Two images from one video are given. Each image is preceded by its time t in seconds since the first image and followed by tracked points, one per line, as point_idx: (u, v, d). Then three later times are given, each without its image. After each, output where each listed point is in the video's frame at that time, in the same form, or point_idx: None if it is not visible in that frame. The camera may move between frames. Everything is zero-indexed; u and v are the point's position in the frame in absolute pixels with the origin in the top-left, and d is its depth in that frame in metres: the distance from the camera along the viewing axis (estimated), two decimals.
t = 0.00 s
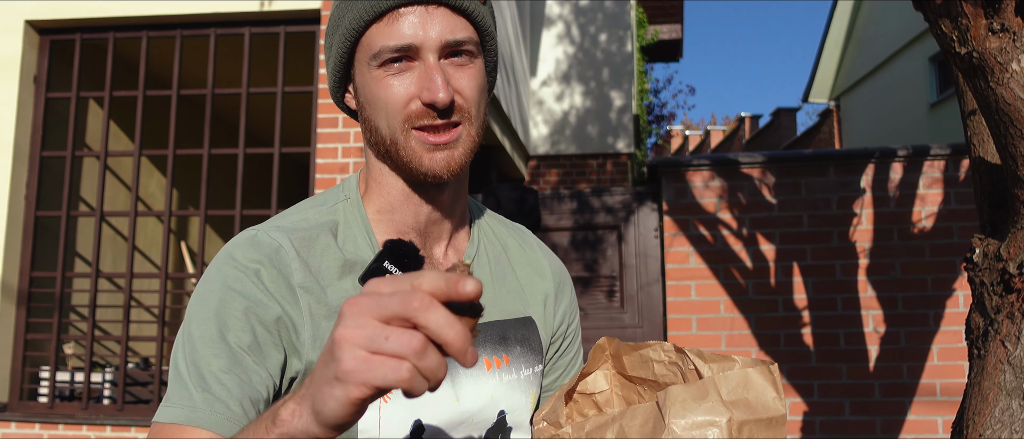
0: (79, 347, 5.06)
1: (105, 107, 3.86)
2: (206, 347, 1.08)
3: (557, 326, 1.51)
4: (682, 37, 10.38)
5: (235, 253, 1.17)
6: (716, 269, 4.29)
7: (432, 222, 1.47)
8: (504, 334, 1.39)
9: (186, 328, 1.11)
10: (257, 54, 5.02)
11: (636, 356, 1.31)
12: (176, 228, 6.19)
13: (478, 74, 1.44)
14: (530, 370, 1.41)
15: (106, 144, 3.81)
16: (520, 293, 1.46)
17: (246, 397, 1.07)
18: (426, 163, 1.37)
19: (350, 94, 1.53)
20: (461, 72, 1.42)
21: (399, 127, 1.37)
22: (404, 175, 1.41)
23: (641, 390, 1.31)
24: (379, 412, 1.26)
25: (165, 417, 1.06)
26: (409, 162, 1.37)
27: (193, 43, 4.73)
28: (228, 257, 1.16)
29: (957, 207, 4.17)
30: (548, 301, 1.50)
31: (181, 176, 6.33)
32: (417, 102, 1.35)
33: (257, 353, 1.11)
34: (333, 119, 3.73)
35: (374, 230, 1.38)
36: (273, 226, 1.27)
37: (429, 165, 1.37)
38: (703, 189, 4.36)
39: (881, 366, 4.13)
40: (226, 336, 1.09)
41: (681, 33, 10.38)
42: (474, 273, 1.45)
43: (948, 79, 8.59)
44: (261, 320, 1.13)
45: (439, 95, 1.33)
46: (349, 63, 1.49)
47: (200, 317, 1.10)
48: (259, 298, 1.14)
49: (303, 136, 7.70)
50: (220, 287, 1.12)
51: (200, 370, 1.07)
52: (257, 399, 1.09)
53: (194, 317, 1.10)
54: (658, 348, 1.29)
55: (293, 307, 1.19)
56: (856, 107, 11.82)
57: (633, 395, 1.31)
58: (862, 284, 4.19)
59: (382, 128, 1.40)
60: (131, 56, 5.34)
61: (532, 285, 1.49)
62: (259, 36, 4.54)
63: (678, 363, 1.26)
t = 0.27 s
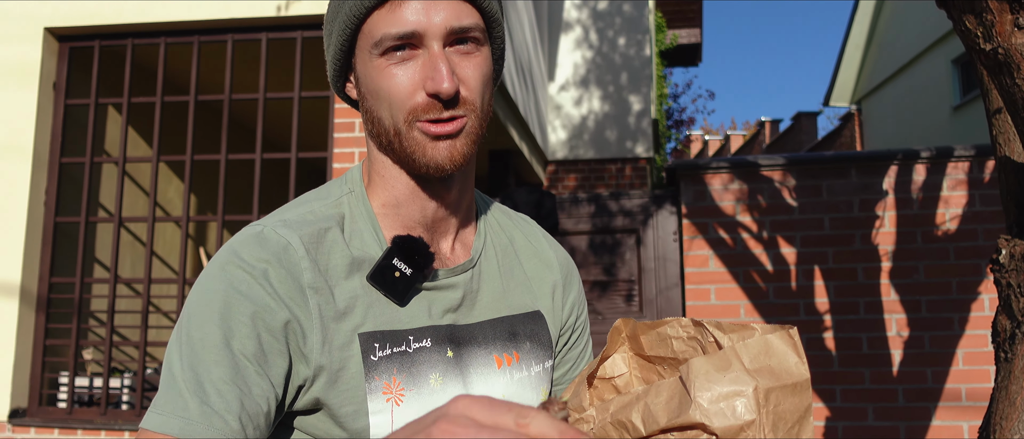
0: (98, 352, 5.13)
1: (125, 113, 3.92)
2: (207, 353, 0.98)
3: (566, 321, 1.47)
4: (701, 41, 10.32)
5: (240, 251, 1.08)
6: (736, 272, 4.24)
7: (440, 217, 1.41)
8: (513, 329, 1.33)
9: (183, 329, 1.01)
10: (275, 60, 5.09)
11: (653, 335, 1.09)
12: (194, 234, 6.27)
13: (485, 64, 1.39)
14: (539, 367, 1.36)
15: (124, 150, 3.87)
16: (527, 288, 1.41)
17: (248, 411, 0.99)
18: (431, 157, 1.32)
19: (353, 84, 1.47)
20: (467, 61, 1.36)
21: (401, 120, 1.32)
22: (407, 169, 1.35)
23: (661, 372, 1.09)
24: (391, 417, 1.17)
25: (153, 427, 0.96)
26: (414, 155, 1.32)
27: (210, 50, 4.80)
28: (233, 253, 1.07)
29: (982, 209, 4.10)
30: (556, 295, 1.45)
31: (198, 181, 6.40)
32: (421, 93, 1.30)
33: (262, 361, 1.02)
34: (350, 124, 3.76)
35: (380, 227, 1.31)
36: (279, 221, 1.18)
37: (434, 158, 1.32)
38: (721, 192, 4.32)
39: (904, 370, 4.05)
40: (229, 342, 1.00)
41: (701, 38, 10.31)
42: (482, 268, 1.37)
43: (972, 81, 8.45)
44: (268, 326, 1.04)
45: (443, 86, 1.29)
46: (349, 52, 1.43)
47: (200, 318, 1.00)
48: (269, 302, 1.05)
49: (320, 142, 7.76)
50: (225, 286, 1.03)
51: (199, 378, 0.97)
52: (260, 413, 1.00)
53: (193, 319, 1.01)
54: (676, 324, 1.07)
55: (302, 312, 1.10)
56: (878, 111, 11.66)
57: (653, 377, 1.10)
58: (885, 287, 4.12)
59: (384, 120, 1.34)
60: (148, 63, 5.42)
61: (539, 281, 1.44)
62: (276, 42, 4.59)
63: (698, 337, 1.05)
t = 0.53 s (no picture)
0: (118, 349, 5.20)
1: (142, 112, 3.96)
2: (201, 367, 1.05)
3: (587, 311, 1.47)
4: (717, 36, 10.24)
5: (241, 259, 1.08)
6: (753, 267, 4.21)
7: (454, 210, 1.40)
8: (530, 323, 1.34)
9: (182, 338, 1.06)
10: (289, 59, 5.12)
11: (697, 340, 1.24)
12: (211, 233, 6.34)
13: (501, 52, 1.39)
14: (555, 361, 1.37)
15: (142, 149, 3.91)
16: (548, 279, 1.41)
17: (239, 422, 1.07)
18: (443, 145, 1.31)
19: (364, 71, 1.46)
20: (484, 49, 1.36)
21: (413, 108, 1.31)
22: (420, 159, 1.35)
23: (705, 375, 1.26)
24: (402, 415, 1.17)
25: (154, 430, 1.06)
26: (427, 143, 1.31)
27: (225, 49, 4.84)
28: (233, 262, 1.07)
29: (1003, 202, 4.02)
30: (577, 286, 1.45)
31: (215, 180, 6.46)
32: (435, 80, 1.30)
33: (257, 374, 1.08)
34: (365, 121, 3.78)
35: (392, 220, 1.31)
36: (285, 219, 1.17)
37: (446, 146, 1.32)
38: (739, 187, 4.28)
39: (924, 365, 4.00)
40: (224, 356, 1.05)
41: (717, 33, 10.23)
42: (500, 260, 1.36)
43: (993, 74, 8.30)
44: (264, 340, 1.08)
45: (458, 75, 1.29)
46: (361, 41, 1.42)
47: (198, 331, 1.05)
48: (265, 318, 1.07)
49: (336, 139, 7.81)
50: (222, 301, 1.05)
51: (194, 390, 1.05)
52: (252, 423, 1.08)
53: (191, 329, 1.06)
54: (722, 331, 1.22)
55: (303, 321, 1.11)
56: (897, 105, 11.50)
57: (695, 378, 1.27)
58: (903, 282, 4.07)
59: (395, 108, 1.33)
60: (165, 62, 5.48)
61: (561, 270, 1.44)
62: (291, 40, 4.62)
63: (746, 346, 1.19)
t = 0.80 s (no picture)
0: (129, 336, 5.25)
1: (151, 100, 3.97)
2: (209, 360, 1.10)
3: (597, 293, 1.46)
4: (726, 20, 10.16)
5: (240, 254, 1.11)
6: (763, 252, 4.20)
7: (458, 197, 1.40)
8: (543, 303, 1.34)
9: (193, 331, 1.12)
10: (298, 46, 5.12)
11: (715, 334, 1.26)
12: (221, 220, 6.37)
13: (507, 42, 1.37)
14: (568, 339, 1.37)
15: (152, 137, 3.92)
16: (559, 260, 1.39)
17: (250, 409, 1.13)
18: (445, 133, 1.31)
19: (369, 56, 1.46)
20: (489, 39, 1.34)
21: (415, 95, 1.31)
22: (422, 146, 1.35)
23: (718, 367, 1.28)
24: (407, 400, 1.19)
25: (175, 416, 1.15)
26: (428, 131, 1.31)
27: (233, 36, 4.85)
28: (234, 258, 1.11)
29: (1014, 186, 4.00)
30: (588, 267, 1.44)
31: (225, 168, 6.49)
32: (438, 68, 1.30)
33: (262, 363, 1.13)
34: (374, 108, 3.79)
35: (394, 206, 1.32)
36: (286, 209, 1.19)
37: (448, 135, 1.32)
38: (748, 172, 4.26)
39: (934, 350, 3.99)
40: (230, 348, 1.11)
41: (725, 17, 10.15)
42: (508, 240, 1.35)
43: (1005, 56, 8.21)
44: (267, 331, 1.12)
45: (461, 64, 1.29)
46: (367, 24, 1.41)
47: (204, 326, 1.10)
48: (267, 312, 1.12)
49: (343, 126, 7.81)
50: (223, 297, 1.10)
51: (205, 380, 1.11)
52: (263, 409, 1.14)
53: (199, 324, 1.11)
54: (741, 327, 1.24)
55: (303, 312, 1.14)
56: (907, 89, 11.40)
57: (709, 370, 1.29)
58: (913, 266, 4.06)
59: (398, 94, 1.33)
60: (174, 51, 5.49)
61: (572, 249, 1.43)
62: (299, 27, 4.62)
63: (764, 343, 1.21)
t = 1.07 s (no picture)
0: (115, 332, 5.20)
1: (136, 94, 3.93)
2: (234, 345, 1.04)
3: (579, 296, 1.48)
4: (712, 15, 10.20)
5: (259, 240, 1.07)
6: (748, 247, 4.23)
7: (456, 195, 1.40)
8: (533, 300, 1.36)
9: (212, 320, 1.06)
10: (284, 40, 5.10)
11: (689, 313, 1.25)
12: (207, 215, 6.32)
13: (498, 46, 1.37)
14: (558, 336, 1.39)
15: (137, 131, 3.88)
16: (543, 260, 1.42)
17: (279, 397, 1.06)
18: (442, 138, 1.31)
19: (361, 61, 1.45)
20: (480, 44, 1.35)
21: (413, 101, 1.30)
22: (421, 149, 1.35)
23: (693, 349, 1.25)
24: (416, 386, 1.18)
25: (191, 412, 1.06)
26: (426, 136, 1.31)
27: (219, 30, 4.82)
28: (253, 244, 1.07)
29: (997, 180, 4.05)
30: (570, 268, 1.46)
31: (212, 163, 6.44)
32: (433, 75, 1.29)
33: (290, 350, 1.07)
34: (361, 103, 3.77)
35: (398, 203, 1.32)
36: (299, 202, 1.17)
37: (445, 139, 1.32)
38: (733, 166, 4.30)
39: (917, 342, 4.05)
40: (255, 335, 1.05)
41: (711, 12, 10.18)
42: (498, 239, 1.38)
43: (987, 52, 8.30)
44: (294, 316, 1.06)
45: (455, 69, 1.28)
46: (361, 33, 1.40)
47: (226, 313, 1.05)
48: (291, 294, 1.06)
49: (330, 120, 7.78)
50: (247, 281, 1.05)
51: (232, 369, 1.05)
52: (294, 397, 1.08)
53: (220, 311, 1.05)
54: (715, 304, 1.22)
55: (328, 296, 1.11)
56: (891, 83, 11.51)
57: (683, 353, 1.27)
58: (898, 260, 4.10)
59: (396, 100, 1.33)
60: (160, 44, 5.45)
61: (556, 251, 1.46)
62: (285, 21, 4.59)
63: (738, 318, 1.19)
